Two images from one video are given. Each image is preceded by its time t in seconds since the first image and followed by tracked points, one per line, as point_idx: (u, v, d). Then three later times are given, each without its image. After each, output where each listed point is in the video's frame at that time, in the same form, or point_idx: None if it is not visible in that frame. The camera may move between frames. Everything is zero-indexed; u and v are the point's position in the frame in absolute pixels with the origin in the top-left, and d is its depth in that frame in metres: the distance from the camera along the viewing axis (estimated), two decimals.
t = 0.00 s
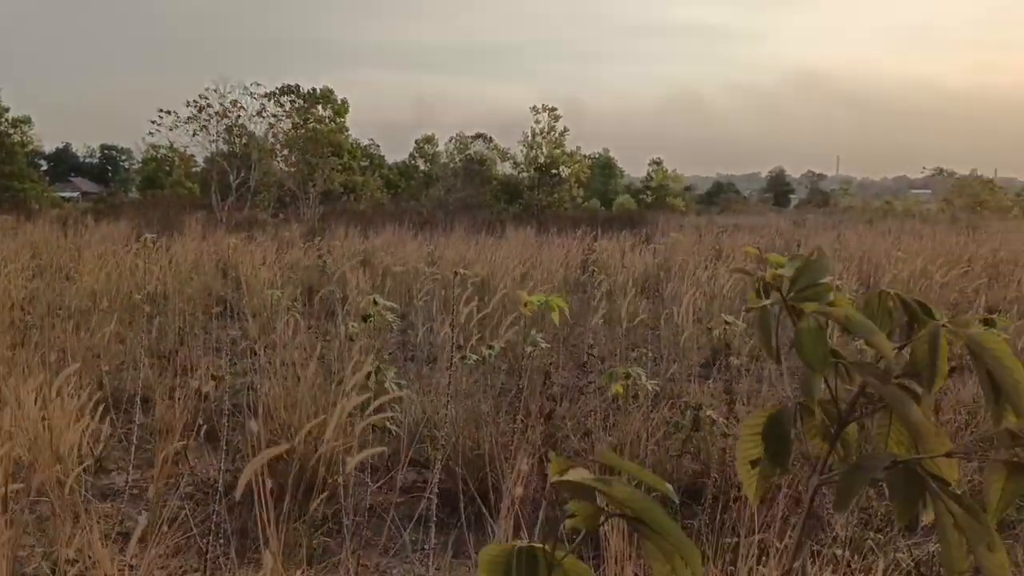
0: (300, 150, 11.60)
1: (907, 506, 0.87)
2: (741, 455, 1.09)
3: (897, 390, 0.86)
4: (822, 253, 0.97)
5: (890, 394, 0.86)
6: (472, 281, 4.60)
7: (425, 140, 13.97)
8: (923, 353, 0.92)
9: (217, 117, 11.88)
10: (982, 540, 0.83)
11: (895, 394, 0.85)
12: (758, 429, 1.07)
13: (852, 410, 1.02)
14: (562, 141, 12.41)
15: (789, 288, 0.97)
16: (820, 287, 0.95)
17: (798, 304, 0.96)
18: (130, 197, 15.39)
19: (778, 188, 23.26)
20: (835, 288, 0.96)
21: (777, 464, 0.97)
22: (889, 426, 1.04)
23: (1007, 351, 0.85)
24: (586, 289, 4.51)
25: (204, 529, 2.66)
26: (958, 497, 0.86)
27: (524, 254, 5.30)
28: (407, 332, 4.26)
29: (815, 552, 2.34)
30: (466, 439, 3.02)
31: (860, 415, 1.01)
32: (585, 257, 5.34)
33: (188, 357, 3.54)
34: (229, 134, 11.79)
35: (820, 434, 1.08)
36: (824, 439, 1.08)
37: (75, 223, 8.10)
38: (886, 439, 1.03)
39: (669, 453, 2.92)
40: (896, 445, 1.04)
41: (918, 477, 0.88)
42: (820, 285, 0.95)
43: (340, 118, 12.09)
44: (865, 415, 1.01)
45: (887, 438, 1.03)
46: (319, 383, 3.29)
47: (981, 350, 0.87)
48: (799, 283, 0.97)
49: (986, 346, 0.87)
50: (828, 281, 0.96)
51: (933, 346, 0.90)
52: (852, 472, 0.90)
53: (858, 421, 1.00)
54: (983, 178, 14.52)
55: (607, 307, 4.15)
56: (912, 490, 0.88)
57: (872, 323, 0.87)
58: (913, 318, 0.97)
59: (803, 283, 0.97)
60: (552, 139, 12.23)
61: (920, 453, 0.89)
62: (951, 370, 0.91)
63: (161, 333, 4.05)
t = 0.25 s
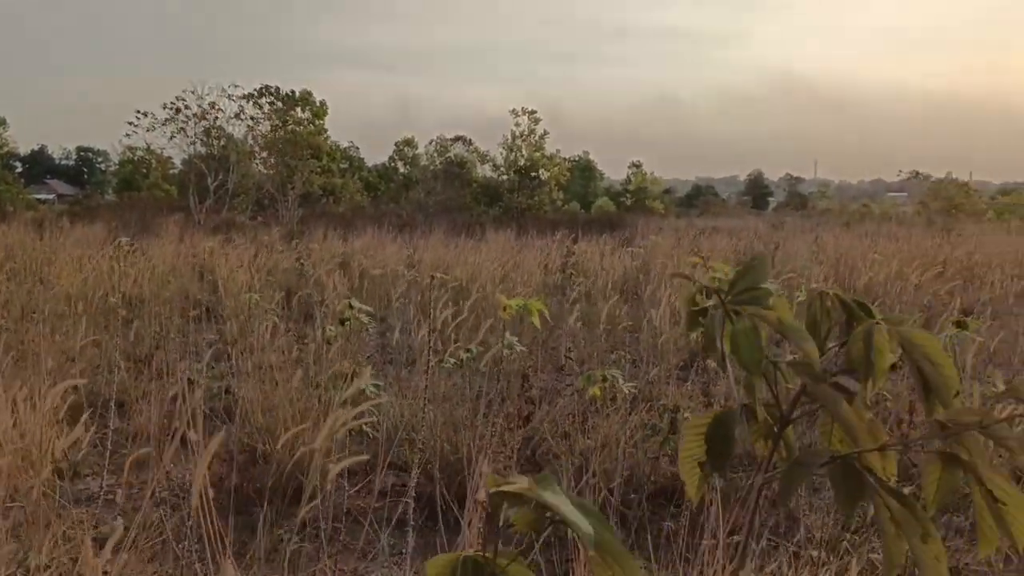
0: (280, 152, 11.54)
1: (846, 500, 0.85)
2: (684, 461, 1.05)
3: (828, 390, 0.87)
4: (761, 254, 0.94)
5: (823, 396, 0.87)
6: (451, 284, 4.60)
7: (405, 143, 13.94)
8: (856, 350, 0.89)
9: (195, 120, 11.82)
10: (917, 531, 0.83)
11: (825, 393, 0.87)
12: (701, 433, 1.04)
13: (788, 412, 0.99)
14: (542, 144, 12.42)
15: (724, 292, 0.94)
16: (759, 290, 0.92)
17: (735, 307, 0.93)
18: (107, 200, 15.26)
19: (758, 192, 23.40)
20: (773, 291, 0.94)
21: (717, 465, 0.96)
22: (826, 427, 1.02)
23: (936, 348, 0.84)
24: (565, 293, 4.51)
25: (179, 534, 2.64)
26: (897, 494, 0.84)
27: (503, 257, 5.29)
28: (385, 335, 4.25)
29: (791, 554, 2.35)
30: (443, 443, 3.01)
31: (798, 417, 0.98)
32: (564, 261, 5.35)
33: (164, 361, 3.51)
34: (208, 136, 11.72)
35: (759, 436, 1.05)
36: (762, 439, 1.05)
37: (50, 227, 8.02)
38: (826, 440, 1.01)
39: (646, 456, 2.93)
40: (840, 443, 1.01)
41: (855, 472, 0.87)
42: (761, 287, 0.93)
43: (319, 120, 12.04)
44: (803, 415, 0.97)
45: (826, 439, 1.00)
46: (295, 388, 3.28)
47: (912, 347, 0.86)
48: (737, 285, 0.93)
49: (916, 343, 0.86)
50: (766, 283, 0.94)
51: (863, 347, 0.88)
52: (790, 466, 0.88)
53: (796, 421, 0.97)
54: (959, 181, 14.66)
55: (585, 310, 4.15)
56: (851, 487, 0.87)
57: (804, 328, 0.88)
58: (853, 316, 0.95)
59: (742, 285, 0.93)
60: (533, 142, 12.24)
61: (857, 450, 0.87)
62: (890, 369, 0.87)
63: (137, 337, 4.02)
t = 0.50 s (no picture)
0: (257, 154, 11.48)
1: (775, 494, 0.97)
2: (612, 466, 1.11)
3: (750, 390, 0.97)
4: (676, 256, 0.99)
5: (747, 396, 0.97)
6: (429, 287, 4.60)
7: (384, 145, 13.91)
8: (777, 343, 0.99)
9: (172, 121, 11.72)
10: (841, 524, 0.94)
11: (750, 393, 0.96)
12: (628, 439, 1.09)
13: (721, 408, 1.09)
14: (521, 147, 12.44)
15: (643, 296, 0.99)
16: (677, 291, 0.98)
17: (658, 311, 0.98)
18: (82, 203, 15.09)
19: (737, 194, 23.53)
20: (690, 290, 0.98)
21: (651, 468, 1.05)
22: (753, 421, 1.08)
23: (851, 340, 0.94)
24: (542, 296, 4.53)
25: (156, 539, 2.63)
26: (824, 493, 0.94)
27: (482, 260, 5.30)
28: (364, 338, 4.25)
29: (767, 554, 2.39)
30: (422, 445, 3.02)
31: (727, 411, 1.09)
32: (542, 264, 5.36)
33: (140, 365, 3.49)
34: (184, 138, 11.63)
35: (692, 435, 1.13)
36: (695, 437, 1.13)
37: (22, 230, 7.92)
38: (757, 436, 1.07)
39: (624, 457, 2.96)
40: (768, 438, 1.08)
41: (782, 468, 0.98)
42: (677, 289, 0.98)
43: (297, 122, 11.99)
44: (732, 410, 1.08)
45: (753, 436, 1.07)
46: (273, 391, 3.27)
47: (829, 339, 0.96)
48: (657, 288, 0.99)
49: (831, 334, 0.95)
50: (683, 284, 0.99)
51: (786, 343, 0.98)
52: (722, 465, 0.98)
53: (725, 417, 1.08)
54: (934, 184, 14.81)
55: (563, 313, 4.17)
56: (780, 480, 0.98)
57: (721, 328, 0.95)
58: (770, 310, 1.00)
59: (662, 288, 0.98)
60: (512, 144, 12.26)
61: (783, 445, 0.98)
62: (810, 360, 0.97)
63: (112, 341, 3.99)
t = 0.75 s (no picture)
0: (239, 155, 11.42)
1: (739, 504, 1.01)
2: (582, 470, 1.13)
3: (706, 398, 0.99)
4: (629, 263, 1.05)
5: (705, 404, 0.99)
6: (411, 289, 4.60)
7: (367, 146, 13.88)
8: (739, 346, 1.04)
9: (152, 122, 11.64)
10: (804, 535, 0.96)
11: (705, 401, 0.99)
12: (596, 443, 1.12)
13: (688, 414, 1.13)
14: (504, 148, 12.44)
15: (600, 303, 1.05)
16: (630, 298, 1.03)
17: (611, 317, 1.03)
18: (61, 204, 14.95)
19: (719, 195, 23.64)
20: (643, 296, 1.04)
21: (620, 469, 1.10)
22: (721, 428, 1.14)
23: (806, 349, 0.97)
24: (524, 298, 4.53)
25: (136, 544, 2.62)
26: (788, 503, 0.97)
27: (464, 261, 5.30)
28: (346, 341, 4.24)
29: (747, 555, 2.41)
30: (404, 448, 3.02)
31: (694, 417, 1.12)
32: (525, 265, 5.37)
33: (119, 368, 3.46)
34: (165, 139, 11.55)
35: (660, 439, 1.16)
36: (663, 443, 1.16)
37: None
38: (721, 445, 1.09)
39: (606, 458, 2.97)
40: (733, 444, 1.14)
41: (746, 478, 1.02)
42: (630, 294, 1.03)
43: (279, 123, 11.94)
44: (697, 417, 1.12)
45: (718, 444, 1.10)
46: (254, 393, 3.26)
47: (786, 346, 0.99)
48: (612, 295, 1.05)
49: (788, 341, 0.99)
50: (637, 290, 1.04)
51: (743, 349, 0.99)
52: (687, 475, 1.03)
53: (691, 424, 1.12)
54: (913, 185, 14.94)
55: (544, 314, 4.18)
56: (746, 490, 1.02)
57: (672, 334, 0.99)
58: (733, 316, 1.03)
59: (616, 296, 1.04)
60: (495, 145, 12.26)
61: (746, 456, 1.03)
62: (776, 362, 1.04)
63: (90, 343, 3.96)
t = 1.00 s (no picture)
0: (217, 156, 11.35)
1: (718, 507, 0.99)
2: (565, 472, 1.12)
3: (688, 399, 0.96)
4: (615, 268, 1.06)
5: (687, 405, 0.96)
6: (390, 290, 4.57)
7: (346, 147, 13.83)
8: (719, 352, 1.03)
9: (128, 122, 11.55)
10: (783, 538, 0.95)
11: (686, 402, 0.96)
12: (578, 445, 1.11)
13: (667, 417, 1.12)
14: (484, 149, 12.43)
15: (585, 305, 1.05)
16: (615, 302, 1.05)
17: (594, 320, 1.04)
18: (36, 205, 14.79)
19: (699, 197, 23.73)
20: (628, 301, 1.05)
21: (602, 473, 1.09)
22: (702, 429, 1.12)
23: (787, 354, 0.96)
24: (504, 299, 4.52)
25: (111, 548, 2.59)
26: (767, 506, 0.96)
27: (444, 263, 5.28)
28: (324, 342, 4.21)
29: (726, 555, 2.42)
30: (382, 450, 3.01)
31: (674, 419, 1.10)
32: (505, 267, 5.36)
33: (93, 370, 3.43)
34: (142, 139, 11.45)
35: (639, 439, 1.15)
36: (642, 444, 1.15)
37: None
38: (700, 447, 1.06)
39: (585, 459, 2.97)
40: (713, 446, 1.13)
41: (725, 480, 1.00)
42: (615, 298, 1.05)
43: (257, 123, 11.88)
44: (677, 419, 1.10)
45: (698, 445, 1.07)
46: (231, 395, 3.24)
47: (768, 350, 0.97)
48: (596, 299, 1.05)
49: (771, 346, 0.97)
50: (622, 294, 1.06)
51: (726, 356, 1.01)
52: (667, 477, 1.01)
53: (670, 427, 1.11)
54: (890, 186, 15.09)
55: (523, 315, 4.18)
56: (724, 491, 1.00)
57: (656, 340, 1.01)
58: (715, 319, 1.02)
59: (600, 299, 1.05)
60: (475, 146, 12.26)
61: (726, 459, 1.01)
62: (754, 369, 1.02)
63: (64, 346, 3.91)
